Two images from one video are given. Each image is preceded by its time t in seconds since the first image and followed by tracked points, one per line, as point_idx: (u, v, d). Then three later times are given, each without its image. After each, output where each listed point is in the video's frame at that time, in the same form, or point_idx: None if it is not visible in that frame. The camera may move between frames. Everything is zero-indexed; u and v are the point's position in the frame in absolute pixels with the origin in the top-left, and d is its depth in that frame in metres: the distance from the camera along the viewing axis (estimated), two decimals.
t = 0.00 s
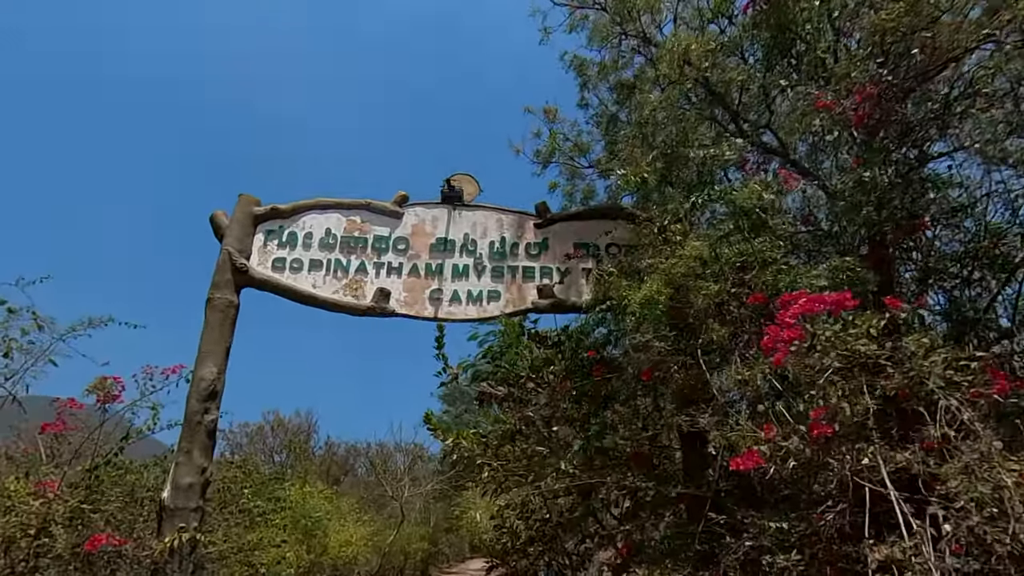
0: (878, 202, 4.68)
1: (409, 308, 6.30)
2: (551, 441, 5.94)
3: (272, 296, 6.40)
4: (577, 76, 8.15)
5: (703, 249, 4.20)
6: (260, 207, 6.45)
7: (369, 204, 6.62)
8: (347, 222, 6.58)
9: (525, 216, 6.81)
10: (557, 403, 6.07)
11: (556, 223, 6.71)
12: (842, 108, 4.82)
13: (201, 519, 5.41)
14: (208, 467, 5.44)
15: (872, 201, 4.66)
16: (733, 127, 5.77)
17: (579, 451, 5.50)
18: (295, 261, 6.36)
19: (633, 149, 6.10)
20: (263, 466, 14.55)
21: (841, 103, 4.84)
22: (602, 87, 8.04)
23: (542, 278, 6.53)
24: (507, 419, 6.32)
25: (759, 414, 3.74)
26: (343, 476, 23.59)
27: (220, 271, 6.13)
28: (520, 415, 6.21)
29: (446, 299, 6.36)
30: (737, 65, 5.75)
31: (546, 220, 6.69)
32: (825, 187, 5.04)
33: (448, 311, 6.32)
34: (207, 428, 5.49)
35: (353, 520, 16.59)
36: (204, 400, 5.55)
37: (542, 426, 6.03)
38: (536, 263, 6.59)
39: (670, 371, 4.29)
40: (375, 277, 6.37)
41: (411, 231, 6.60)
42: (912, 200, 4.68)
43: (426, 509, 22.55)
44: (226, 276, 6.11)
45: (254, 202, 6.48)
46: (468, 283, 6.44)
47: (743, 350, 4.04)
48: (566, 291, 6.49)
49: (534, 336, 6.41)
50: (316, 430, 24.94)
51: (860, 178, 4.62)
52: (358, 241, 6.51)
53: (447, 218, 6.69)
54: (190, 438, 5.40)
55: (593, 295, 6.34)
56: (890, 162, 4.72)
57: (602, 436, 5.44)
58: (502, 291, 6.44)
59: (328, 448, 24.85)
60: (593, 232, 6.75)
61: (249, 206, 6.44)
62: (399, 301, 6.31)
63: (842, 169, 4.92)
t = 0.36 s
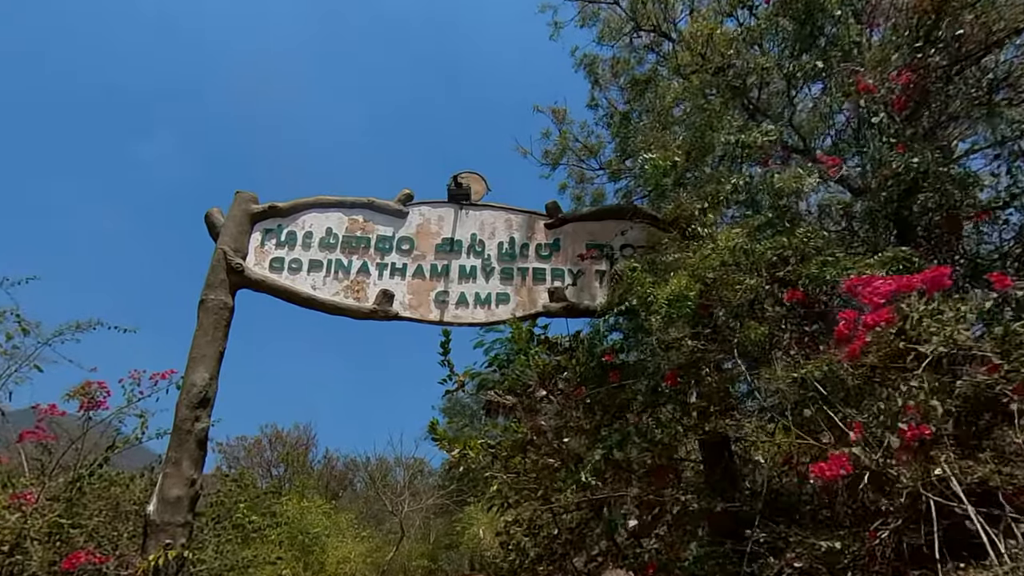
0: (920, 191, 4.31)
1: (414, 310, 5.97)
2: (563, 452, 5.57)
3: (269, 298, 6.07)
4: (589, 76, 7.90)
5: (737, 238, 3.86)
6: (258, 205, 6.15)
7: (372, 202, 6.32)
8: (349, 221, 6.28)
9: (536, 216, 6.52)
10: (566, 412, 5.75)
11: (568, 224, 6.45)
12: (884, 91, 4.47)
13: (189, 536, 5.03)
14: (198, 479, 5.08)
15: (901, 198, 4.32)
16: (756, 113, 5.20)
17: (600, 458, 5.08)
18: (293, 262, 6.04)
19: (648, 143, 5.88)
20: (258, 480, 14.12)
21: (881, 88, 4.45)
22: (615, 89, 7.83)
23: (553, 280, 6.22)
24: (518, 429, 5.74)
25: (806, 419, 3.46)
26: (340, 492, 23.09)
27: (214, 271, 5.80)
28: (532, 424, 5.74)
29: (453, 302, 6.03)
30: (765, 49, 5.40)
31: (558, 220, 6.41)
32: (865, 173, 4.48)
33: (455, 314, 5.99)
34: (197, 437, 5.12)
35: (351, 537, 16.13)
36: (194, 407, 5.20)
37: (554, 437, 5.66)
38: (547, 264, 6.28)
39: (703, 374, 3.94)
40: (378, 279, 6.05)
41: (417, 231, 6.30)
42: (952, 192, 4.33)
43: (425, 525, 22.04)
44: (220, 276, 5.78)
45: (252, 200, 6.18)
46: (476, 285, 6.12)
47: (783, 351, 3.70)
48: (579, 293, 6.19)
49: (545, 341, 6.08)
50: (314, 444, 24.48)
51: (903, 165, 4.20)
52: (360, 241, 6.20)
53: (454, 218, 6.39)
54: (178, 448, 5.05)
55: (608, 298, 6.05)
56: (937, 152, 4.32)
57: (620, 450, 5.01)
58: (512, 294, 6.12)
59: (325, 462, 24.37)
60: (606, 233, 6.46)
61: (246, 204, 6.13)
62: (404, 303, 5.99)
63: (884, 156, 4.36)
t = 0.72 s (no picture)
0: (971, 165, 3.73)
1: (410, 308, 5.53)
2: (569, 463, 5.14)
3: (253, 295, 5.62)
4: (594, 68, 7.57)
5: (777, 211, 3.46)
6: (242, 196, 5.73)
7: (365, 193, 5.90)
8: (341, 213, 5.85)
9: (540, 209, 6.09)
10: (572, 417, 5.28)
11: (575, 216, 6.02)
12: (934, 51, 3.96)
13: (159, 554, 4.55)
14: (170, 491, 4.61)
15: (952, 173, 3.75)
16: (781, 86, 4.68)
17: (616, 466, 4.63)
18: (279, 256, 5.60)
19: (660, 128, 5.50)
20: (249, 495, 13.55)
21: (932, 47, 3.96)
22: (621, 82, 7.55)
23: (559, 276, 5.79)
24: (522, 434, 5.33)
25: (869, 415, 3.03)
26: (336, 508, 22.45)
27: (193, 266, 5.37)
28: (538, 429, 5.30)
29: (451, 299, 5.59)
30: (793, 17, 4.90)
31: (564, 212, 5.99)
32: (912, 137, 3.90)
33: (454, 312, 5.55)
34: (170, 445, 4.65)
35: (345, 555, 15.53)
36: (167, 413, 4.73)
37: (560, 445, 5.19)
38: (553, 259, 5.85)
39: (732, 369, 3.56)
40: (371, 274, 5.62)
41: (413, 223, 5.87)
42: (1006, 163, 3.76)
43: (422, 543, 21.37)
44: (199, 271, 5.34)
45: (236, 191, 5.76)
46: (476, 281, 5.69)
47: (833, 339, 3.23)
48: (587, 290, 5.76)
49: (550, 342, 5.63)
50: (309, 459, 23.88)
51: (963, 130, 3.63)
52: (352, 234, 5.77)
53: (452, 210, 5.97)
54: (148, 457, 4.58)
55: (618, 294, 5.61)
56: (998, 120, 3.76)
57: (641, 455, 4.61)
58: (515, 291, 5.69)
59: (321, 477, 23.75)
60: (615, 227, 6.04)
61: (230, 195, 5.71)
62: (398, 301, 5.55)
63: (932, 127, 3.84)
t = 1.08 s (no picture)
0: None
1: (419, 300, 5.07)
2: (594, 472, 4.59)
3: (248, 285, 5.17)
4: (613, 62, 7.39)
5: (862, 167, 3.15)
6: (239, 178, 5.30)
7: (372, 177, 5.47)
8: (345, 198, 5.42)
9: (561, 195, 5.66)
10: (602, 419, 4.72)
11: (599, 204, 5.61)
12: None
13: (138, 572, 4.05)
14: (152, 501, 4.12)
15: None
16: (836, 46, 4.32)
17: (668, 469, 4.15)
18: (278, 243, 5.16)
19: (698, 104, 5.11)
20: (246, 507, 13.00)
21: None
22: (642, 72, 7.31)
23: (581, 266, 5.34)
24: (546, 437, 4.71)
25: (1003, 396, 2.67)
26: (335, 521, 21.84)
27: (183, 252, 4.91)
28: (564, 433, 4.67)
29: (464, 290, 5.13)
30: None
31: (587, 199, 5.57)
32: None
33: (468, 305, 5.09)
34: (153, 448, 4.17)
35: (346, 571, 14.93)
36: (150, 411, 4.25)
37: (585, 450, 4.65)
38: (574, 248, 5.40)
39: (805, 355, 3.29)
40: (377, 264, 5.16)
41: (423, 209, 5.44)
42: None
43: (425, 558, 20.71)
44: (190, 258, 4.89)
45: (232, 173, 5.33)
46: (492, 272, 5.23)
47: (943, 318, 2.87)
48: (611, 282, 5.31)
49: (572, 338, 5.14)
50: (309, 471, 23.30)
51: None
52: (357, 221, 5.32)
53: (466, 196, 5.53)
54: (128, 461, 4.10)
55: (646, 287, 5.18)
56: None
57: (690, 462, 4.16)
58: (533, 282, 5.23)
59: (321, 490, 23.16)
60: (642, 215, 5.61)
61: (225, 177, 5.28)
62: (406, 292, 5.09)
63: None
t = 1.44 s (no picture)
0: None
1: (420, 290, 4.59)
2: (610, 480, 3.97)
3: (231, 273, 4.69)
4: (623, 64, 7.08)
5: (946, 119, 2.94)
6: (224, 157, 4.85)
7: (368, 157, 5.01)
8: (340, 180, 4.97)
9: (575, 179, 5.20)
10: (622, 418, 4.16)
11: (617, 187, 5.15)
12: None
13: None
14: (114, 512, 3.61)
15: None
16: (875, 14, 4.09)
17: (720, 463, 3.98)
18: (265, 227, 4.69)
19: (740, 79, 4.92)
20: (237, 522, 12.42)
21: None
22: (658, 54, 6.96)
23: (598, 254, 4.88)
24: (563, 440, 4.15)
25: None
26: (331, 538, 21.18)
27: (159, 236, 4.45)
28: (582, 432, 4.13)
29: (470, 279, 4.66)
30: None
31: (605, 182, 5.12)
32: None
33: (474, 295, 4.62)
34: (117, 452, 3.67)
35: None
36: (116, 410, 3.76)
37: (601, 455, 4.06)
38: (590, 235, 4.94)
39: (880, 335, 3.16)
40: (373, 251, 4.69)
41: (425, 192, 4.98)
42: None
43: None
44: (166, 242, 4.42)
45: (217, 152, 4.88)
46: (500, 259, 4.76)
47: None
48: (631, 271, 4.85)
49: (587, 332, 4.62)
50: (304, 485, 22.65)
51: None
52: (352, 204, 4.86)
53: (472, 178, 5.08)
54: (88, 466, 3.60)
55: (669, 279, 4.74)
56: None
57: (743, 463, 3.99)
58: (546, 270, 4.76)
59: (316, 505, 22.50)
60: (664, 200, 5.15)
61: (209, 157, 4.83)
62: (406, 281, 4.62)
63: None
